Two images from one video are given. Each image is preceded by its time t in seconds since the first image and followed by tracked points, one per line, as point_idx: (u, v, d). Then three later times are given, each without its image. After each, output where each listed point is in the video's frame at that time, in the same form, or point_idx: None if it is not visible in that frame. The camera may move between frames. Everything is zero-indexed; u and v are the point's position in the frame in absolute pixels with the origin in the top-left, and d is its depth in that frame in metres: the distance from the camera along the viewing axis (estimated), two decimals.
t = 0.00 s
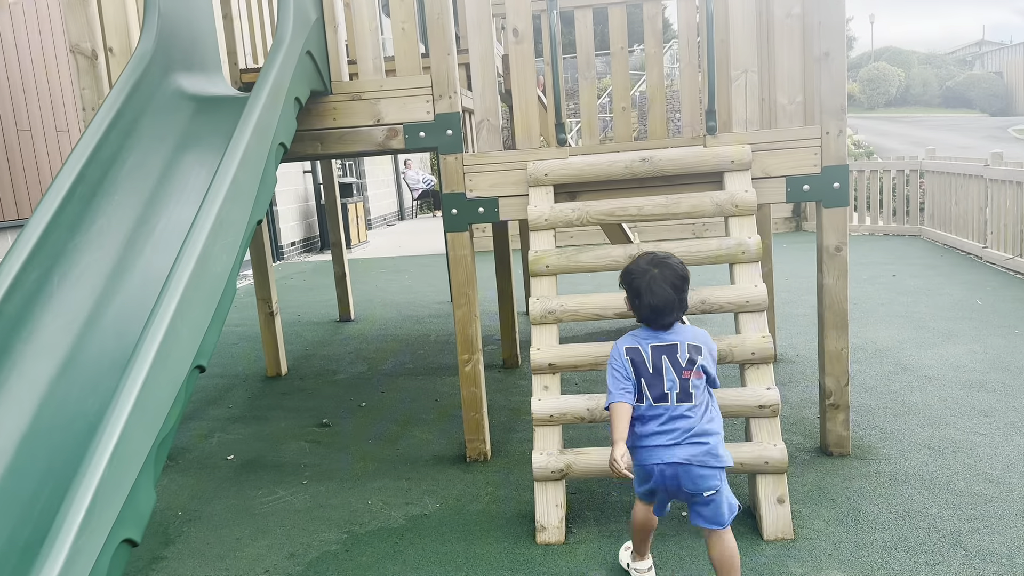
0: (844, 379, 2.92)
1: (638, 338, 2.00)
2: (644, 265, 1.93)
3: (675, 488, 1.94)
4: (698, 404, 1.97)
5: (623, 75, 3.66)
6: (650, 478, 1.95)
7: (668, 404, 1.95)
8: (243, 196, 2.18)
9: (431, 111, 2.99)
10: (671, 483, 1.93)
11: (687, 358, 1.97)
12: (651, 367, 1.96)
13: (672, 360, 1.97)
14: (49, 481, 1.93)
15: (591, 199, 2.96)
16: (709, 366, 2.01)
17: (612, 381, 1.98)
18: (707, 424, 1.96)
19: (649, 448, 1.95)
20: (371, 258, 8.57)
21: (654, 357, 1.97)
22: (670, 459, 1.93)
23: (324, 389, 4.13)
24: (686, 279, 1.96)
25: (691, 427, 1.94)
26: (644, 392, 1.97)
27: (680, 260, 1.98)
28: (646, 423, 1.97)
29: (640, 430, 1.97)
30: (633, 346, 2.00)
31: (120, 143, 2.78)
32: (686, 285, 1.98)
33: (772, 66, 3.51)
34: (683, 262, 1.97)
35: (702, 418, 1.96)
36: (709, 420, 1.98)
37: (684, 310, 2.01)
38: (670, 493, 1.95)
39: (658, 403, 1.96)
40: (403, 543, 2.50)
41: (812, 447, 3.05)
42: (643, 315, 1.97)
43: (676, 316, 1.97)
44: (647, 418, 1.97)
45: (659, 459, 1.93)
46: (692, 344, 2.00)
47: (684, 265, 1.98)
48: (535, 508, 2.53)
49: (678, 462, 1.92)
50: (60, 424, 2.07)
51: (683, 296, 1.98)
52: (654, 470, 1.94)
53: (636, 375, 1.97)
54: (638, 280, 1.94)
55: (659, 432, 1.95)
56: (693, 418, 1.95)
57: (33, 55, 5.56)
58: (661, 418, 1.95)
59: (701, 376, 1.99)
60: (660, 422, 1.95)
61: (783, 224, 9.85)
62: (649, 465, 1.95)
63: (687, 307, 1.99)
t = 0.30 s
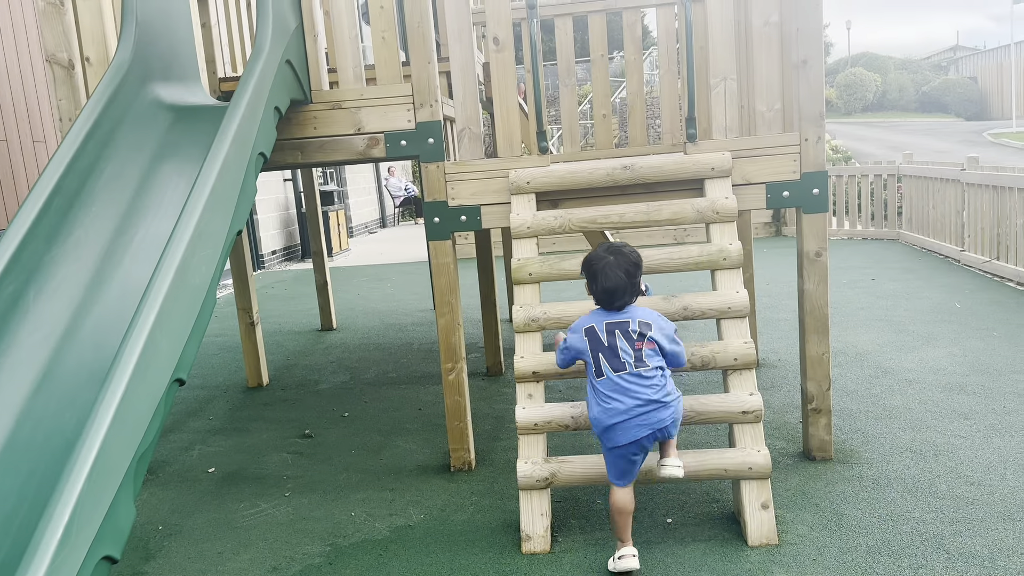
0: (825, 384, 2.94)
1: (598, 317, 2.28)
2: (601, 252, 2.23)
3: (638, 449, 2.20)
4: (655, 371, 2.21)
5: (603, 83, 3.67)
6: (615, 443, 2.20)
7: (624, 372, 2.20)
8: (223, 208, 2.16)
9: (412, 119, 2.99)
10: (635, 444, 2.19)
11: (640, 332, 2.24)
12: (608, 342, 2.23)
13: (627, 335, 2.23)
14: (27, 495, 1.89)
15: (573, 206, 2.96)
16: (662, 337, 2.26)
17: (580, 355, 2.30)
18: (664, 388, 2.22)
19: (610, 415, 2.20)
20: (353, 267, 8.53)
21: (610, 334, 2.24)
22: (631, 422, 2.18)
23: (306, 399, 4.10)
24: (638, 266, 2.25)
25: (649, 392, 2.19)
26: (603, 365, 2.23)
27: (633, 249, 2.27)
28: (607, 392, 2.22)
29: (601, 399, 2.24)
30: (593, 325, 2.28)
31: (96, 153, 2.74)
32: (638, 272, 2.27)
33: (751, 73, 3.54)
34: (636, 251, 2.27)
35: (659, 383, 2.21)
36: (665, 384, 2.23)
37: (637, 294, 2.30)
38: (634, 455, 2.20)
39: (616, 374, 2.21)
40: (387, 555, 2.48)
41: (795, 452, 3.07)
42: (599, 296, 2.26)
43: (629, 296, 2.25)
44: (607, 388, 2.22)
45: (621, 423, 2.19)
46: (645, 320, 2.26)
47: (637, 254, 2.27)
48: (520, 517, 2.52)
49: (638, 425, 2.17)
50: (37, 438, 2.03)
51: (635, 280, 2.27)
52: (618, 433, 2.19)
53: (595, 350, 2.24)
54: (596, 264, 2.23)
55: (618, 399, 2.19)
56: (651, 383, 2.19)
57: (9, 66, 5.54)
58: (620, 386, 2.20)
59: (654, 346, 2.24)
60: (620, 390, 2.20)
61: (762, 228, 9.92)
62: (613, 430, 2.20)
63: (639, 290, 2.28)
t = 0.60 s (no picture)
0: (820, 393, 2.97)
1: (601, 317, 2.35)
2: (617, 261, 2.28)
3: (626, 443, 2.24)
4: (653, 370, 2.27)
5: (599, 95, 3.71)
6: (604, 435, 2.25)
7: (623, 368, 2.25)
8: (223, 221, 2.17)
9: (410, 132, 3.01)
10: (623, 438, 2.23)
11: (642, 333, 2.30)
12: (611, 339, 2.29)
13: (629, 333, 2.29)
14: (28, 512, 1.88)
15: (570, 217, 2.99)
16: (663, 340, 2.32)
17: (584, 348, 2.36)
18: (660, 387, 2.26)
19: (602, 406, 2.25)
20: (348, 277, 8.54)
21: (613, 332, 2.30)
22: (621, 416, 2.22)
23: (303, 410, 4.10)
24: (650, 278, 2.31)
25: (645, 388, 2.24)
26: (604, 360, 2.28)
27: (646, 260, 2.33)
28: (604, 385, 2.26)
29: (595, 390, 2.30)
30: (597, 323, 2.33)
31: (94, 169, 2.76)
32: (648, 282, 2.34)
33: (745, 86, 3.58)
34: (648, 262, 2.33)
35: (654, 383, 2.25)
36: (661, 384, 2.28)
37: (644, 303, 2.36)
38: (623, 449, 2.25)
39: (616, 369, 2.26)
40: (387, 566, 2.48)
41: (792, 461, 3.09)
42: (609, 302, 2.31)
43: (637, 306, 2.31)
44: (605, 381, 2.27)
45: (611, 416, 2.23)
46: (648, 321, 2.32)
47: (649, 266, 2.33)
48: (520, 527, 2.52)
49: (627, 419, 2.22)
50: (39, 454, 2.03)
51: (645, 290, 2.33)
52: (607, 426, 2.24)
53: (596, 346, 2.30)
54: (610, 272, 2.29)
55: (613, 391, 2.25)
56: (646, 381, 2.24)
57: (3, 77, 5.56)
58: (617, 380, 2.25)
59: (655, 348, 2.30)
60: (618, 384, 2.24)
61: (755, 237, 9.99)
62: (603, 422, 2.25)
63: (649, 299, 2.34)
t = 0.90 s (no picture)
0: (815, 404, 3.00)
1: (605, 286, 2.53)
2: (634, 240, 2.49)
3: (627, 393, 2.35)
4: (651, 331, 2.46)
5: (595, 109, 3.75)
6: (606, 387, 2.38)
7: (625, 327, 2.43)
8: (225, 232, 2.19)
9: (409, 144, 3.04)
10: (624, 386, 2.35)
11: (644, 302, 2.49)
12: (614, 304, 2.48)
13: (632, 300, 2.48)
14: (31, 523, 1.89)
15: (568, 229, 3.02)
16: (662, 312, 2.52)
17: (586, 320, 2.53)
18: (655, 343, 2.43)
19: (604, 361, 2.41)
20: (343, 288, 8.54)
21: (617, 297, 2.49)
22: (621, 365, 2.37)
23: (300, 420, 4.11)
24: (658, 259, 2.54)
25: (640, 342, 2.41)
26: (607, 322, 2.46)
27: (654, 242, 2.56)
28: (605, 342, 2.44)
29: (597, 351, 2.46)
30: (601, 291, 2.52)
31: (97, 181, 2.78)
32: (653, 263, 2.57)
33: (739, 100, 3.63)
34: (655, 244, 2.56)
35: (649, 338, 2.43)
36: (657, 344, 2.45)
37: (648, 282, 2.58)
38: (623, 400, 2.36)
39: (618, 328, 2.44)
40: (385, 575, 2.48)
41: (787, 471, 3.11)
42: (621, 277, 2.51)
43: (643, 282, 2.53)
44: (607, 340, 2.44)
45: (612, 366, 2.38)
46: (648, 294, 2.52)
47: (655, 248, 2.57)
48: (518, 537, 2.53)
49: (627, 368, 2.36)
50: (42, 464, 2.04)
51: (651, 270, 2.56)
52: (608, 376, 2.38)
53: (599, 310, 2.48)
54: (626, 249, 2.50)
55: (613, 346, 2.42)
56: (641, 336, 2.42)
57: None
58: (616, 336, 2.42)
59: (655, 316, 2.49)
60: (618, 340, 2.42)
61: (749, 249, 10.04)
62: (604, 374, 2.39)
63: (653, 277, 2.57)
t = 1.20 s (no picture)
0: (811, 415, 3.01)
1: (612, 259, 2.59)
2: (634, 209, 2.58)
3: (619, 357, 2.41)
4: (658, 303, 2.54)
5: (593, 120, 3.78)
6: (603, 343, 2.42)
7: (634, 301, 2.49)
8: (227, 240, 2.20)
9: (409, 153, 3.06)
10: (619, 350, 2.40)
11: (649, 274, 2.57)
12: (624, 275, 2.53)
13: (640, 273, 2.55)
14: (31, 525, 1.91)
15: (566, 239, 3.03)
16: (666, 282, 2.61)
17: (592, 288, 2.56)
18: (658, 323, 2.51)
19: (607, 322, 2.45)
20: (339, 297, 8.54)
21: (625, 269, 2.55)
22: (625, 332, 2.42)
23: (296, 428, 4.11)
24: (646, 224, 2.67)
25: (648, 318, 2.48)
26: (618, 293, 2.50)
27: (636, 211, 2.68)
28: (617, 310, 2.48)
29: (600, 314, 2.50)
30: (609, 264, 2.57)
31: (98, 187, 2.79)
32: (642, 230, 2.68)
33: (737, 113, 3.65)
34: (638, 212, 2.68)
35: (654, 317, 2.50)
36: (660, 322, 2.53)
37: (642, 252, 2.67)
38: (613, 361, 2.41)
39: (629, 299, 2.49)
40: None
41: (783, 481, 3.12)
42: (633, 246, 2.56)
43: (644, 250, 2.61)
44: (618, 308, 2.48)
45: (616, 329, 2.42)
46: (651, 265, 2.61)
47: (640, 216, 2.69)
48: (515, 546, 2.53)
49: (630, 337, 2.41)
50: (43, 468, 2.05)
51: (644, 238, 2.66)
52: (609, 336, 2.41)
53: (609, 280, 2.53)
54: (631, 217, 2.56)
55: (620, 314, 2.46)
56: (649, 312, 2.49)
57: None
58: (627, 307, 2.48)
59: (660, 289, 2.58)
60: (629, 311, 2.47)
61: (744, 261, 10.08)
62: (606, 333, 2.42)
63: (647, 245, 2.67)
